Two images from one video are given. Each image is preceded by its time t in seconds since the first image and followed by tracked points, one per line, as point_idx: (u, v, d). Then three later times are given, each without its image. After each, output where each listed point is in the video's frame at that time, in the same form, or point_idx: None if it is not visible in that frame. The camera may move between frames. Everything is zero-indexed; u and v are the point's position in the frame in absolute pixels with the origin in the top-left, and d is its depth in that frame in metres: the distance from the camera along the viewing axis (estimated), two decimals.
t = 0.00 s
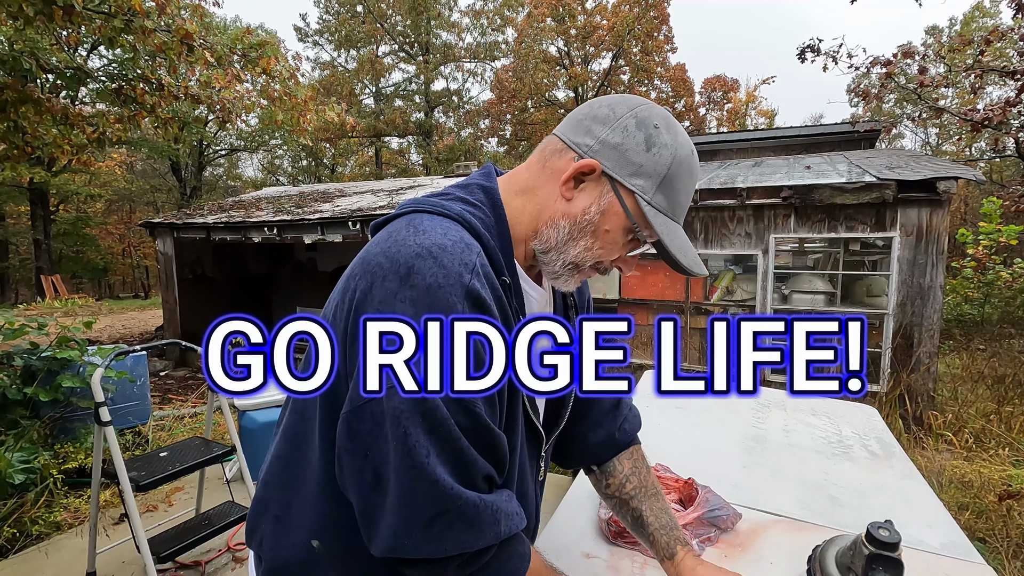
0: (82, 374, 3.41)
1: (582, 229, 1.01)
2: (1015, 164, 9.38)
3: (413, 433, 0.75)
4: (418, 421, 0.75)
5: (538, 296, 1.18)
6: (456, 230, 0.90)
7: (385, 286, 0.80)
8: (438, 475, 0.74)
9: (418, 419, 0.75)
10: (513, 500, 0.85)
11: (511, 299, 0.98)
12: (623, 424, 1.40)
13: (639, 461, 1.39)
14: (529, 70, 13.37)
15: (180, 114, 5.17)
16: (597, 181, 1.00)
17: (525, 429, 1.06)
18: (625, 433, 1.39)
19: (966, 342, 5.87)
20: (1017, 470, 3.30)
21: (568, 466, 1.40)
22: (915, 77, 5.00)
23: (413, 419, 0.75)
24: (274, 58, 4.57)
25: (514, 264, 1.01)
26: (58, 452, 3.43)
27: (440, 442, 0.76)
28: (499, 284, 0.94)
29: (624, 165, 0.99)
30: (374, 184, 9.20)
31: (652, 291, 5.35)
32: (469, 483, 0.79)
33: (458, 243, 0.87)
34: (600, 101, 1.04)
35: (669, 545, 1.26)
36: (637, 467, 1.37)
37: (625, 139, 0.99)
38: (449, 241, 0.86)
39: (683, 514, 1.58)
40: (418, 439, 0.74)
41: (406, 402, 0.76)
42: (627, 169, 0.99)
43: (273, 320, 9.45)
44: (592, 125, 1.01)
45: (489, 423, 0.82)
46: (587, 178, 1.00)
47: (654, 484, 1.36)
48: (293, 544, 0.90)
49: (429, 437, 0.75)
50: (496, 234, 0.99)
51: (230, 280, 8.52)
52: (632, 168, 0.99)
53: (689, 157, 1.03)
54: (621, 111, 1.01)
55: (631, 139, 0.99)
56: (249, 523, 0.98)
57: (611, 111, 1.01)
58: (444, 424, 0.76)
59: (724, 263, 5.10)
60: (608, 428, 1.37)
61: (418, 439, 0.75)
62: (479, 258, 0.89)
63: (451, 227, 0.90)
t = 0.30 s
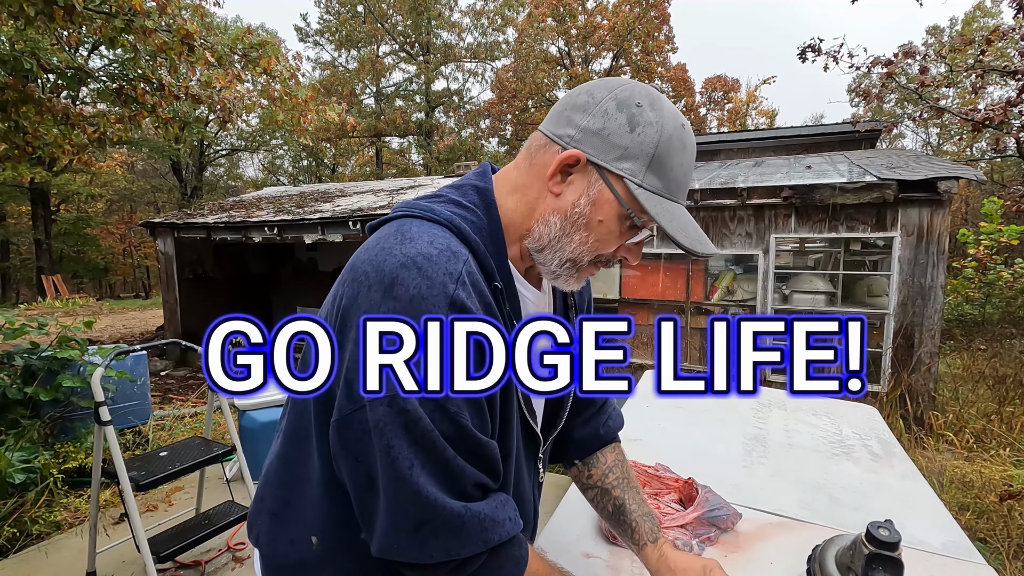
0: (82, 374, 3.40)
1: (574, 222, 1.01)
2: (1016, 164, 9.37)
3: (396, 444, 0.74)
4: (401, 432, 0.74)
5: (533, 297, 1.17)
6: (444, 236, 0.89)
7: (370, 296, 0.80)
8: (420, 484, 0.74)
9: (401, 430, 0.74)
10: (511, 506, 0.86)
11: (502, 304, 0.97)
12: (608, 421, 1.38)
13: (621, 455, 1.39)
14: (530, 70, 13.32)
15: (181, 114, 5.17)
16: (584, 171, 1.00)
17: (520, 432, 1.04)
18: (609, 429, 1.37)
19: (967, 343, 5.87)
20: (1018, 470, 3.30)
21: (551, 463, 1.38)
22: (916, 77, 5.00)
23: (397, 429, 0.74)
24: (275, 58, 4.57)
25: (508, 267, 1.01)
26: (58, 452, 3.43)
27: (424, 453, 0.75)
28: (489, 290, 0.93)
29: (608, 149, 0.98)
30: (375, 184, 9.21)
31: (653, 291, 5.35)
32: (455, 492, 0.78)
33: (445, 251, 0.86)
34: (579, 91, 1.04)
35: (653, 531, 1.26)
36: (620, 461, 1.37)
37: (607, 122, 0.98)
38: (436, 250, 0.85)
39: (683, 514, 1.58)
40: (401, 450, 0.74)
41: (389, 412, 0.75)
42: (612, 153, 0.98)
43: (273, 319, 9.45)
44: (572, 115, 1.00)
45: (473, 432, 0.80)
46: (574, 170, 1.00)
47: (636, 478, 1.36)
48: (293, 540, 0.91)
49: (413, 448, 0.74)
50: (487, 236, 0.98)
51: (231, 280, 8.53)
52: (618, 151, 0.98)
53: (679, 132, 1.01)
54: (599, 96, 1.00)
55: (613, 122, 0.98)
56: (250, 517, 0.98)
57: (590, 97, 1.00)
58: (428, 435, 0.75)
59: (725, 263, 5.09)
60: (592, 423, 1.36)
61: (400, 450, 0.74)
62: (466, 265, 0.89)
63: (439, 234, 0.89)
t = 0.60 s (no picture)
0: (82, 373, 3.40)
1: (584, 227, 1.01)
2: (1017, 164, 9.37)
3: (412, 456, 0.74)
4: (418, 444, 0.74)
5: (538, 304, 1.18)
6: (454, 245, 0.89)
7: (382, 306, 0.80)
8: (438, 498, 0.74)
9: (418, 442, 0.74)
10: (537, 517, 0.85)
11: (512, 312, 0.99)
12: (607, 427, 1.38)
13: (620, 461, 1.38)
14: (530, 70, 13.27)
15: (182, 114, 5.17)
16: (593, 176, 1.00)
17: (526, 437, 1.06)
18: (608, 435, 1.37)
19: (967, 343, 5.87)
20: (1018, 470, 3.30)
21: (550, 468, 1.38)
22: (916, 77, 4.99)
23: (412, 441, 0.74)
24: (275, 59, 4.56)
25: (515, 274, 1.01)
26: (58, 452, 3.43)
27: (442, 467, 0.74)
28: (500, 299, 0.94)
29: (617, 153, 0.98)
30: (375, 184, 9.21)
31: (653, 291, 5.35)
32: (473, 506, 0.78)
33: (457, 261, 0.86)
34: (584, 95, 1.04)
35: (647, 537, 1.27)
36: (617, 466, 1.37)
37: (614, 126, 0.98)
38: (448, 260, 0.85)
39: (683, 514, 1.58)
40: (417, 464, 0.73)
41: (405, 426, 0.74)
42: (621, 156, 0.98)
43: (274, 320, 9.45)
44: (578, 120, 1.00)
45: (493, 441, 0.80)
46: (582, 175, 1.00)
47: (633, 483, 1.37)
48: (296, 545, 0.91)
49: (429, 461, 0.74)
50: (495, 244, 0.98)
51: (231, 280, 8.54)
52: (626, 155, 0.98)
53: (685, 135, 1.01)
54: (606, 100, 1.00)
55: (621, 126, 0.98)
56: (247, 519, 0.99)
57: (596, 101, 1.00)
58: (444, 447, 0.75)
59: (725, 263, 5.09)
60: (591, 428, 1.35)
61: (417, 463, 0.73)
62: (478, 275, 0.89)
63: (449, 242, 0.89)
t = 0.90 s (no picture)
0: (82, 373, 3.40)
1: (589, 227, 1.01)
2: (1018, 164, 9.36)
3: (421, 459, 0.73)
4: (427, 446, 0.74)
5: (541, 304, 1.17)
6: (460, 245, 0.89)
7: (389, 306, 0.80)
8: (447, 501, 0.73)
9: (427, 445, 0.74)
10: (547, 521, 0.86)
11: (518, 312, 1.00)
12: (604, 426, 1.39)
13: (620, 459, 1.38)
14: (531, 70, 13.24)
15: (183, 114, 5.17)
16: (598, 176, 1.00)
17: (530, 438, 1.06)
18: (606, 434, 1.37)
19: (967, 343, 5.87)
20: (1018, 471, 3.30)
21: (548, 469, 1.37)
22: (917, 77, 4.99)
23: (421, 444, 0.74)
24: (275, 59, 4.53)
25: (519, 274, 1.01)
26: (58, 452, 3.43)
27: (451, 469, 0.74)
28: (506, 300, 0.94)
29: (623, 153, 0.98)
30: (375, 184, 9.21)
31: (653, 291, 5.35)
32: (483, 510, 0.77)
33: (464, 262, 0.86)
34: (590, 94, 1.03)
35: (658, 529, 1.26)
36: (619, 465, 1.36)
37: (621, 125, 0.98)
38: (455, 261, 0.85)
39: (682, 514, 1.57)
40: (426, 466, 0.73)
41: (414, 428, 0.74)
42: (627, 156, 0.98)
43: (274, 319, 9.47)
44: (584, 119, 1.00)
45: (503, 443, 0.80)
46: (588, 174, 1.00)
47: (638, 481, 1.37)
48: (295, 549, 0.91)
49: (438, 464, 0.74)
50: (499, 244, 0.98)
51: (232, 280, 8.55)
52: (633, 154, 0.98)
53: (691, 135, 1.02)
54: (612, 99, 1.00)
55: (627, 125, 0.98)
56: (245, 522, 0.99)
57: (602, 100, 1.00)
58: (454, 450, 0.74)
59: (725, 263, 5.09)
60: (589, 427, 1.36)
61: (426, 466, 0.73)
62: (485, 275, 0.89)
63: (455, 242, 0.89)
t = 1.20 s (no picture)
0: (82, 373, 3.40)
1: (589, 231, 1.00)
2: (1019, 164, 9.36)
3: (437, 464, 0.72)
4: (440, 452, 0.73)
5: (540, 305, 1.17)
6: (458, 250, 0.89)
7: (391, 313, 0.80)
8: (468, 504, 0.73)
9: (441, 450, 0.73)
10: (578, 524, 0.87)
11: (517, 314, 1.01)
12: (596, 425, 1.38)
13: (610, 457, 1.38)
14: (531, 70, 13.29)
15: (183, 114, 5.17)
16: (599, 180, 0.99)
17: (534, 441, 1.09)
18: (598, 433, 1.37)
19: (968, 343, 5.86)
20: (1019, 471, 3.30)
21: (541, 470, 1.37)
22: (917, 77, 4.98)
23: (434, 449, 0.73)
24: (275, 59, 4.51)
25: (518, 277, 1.01)
26: (58, 452, 3.43)
27: (469, 473, 0.74)
28: (507, 302, 0.95)
29: (625, 156, 0.97)
30: (375, 184, 9.21)
31: (653, 291, 5.35)
32: (507, 512, 0.78)
33: (463, 267, 0.86)
34: (591, 97, 1.03)
35: (642, 530, 1.25)
36: (608, 463, 1.36)
37: (622, 129, 0.98)
38: (454, 267, 0.85)
39: (682, 515, 1.57)
40: (443, 471, 0.72)
41: (424, 435, 0.73)
42: (629, 160, 0.97)
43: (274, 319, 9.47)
44: (586, 121, 1.00)
45: (518, 443, 0.81)
46: (588, 178, 0.99)
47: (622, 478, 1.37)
48: (298, 551, 0.91)
49: (454, 468, 0.73)
50: (497, 248, 0.98)
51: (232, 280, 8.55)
52: (635, 158, 0.97)
53: (692, 139, 1.01)
54: (614, 102, 1.00)
55: (629, 129, 0.97)
56: (245, 524, 0.98)
57: (604, 103, 1.00)
58: (469, 454, 0.74)
59: (725, 263, 5.09)
60: (580, 426, 1.35)
61: (442, 471, 0.73)
62: (485, 280, 0.89)
63: (453, 247, 0.89)
